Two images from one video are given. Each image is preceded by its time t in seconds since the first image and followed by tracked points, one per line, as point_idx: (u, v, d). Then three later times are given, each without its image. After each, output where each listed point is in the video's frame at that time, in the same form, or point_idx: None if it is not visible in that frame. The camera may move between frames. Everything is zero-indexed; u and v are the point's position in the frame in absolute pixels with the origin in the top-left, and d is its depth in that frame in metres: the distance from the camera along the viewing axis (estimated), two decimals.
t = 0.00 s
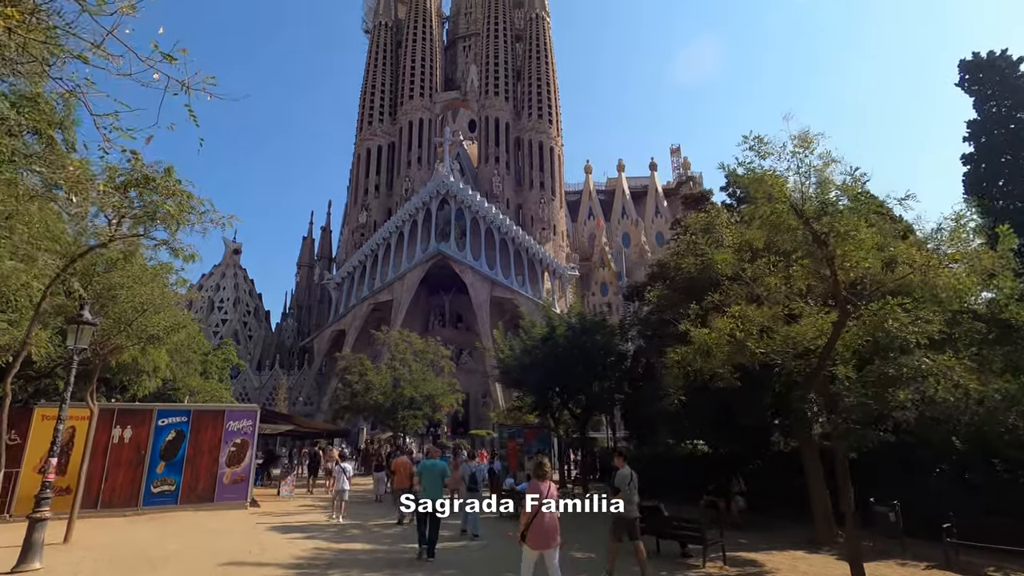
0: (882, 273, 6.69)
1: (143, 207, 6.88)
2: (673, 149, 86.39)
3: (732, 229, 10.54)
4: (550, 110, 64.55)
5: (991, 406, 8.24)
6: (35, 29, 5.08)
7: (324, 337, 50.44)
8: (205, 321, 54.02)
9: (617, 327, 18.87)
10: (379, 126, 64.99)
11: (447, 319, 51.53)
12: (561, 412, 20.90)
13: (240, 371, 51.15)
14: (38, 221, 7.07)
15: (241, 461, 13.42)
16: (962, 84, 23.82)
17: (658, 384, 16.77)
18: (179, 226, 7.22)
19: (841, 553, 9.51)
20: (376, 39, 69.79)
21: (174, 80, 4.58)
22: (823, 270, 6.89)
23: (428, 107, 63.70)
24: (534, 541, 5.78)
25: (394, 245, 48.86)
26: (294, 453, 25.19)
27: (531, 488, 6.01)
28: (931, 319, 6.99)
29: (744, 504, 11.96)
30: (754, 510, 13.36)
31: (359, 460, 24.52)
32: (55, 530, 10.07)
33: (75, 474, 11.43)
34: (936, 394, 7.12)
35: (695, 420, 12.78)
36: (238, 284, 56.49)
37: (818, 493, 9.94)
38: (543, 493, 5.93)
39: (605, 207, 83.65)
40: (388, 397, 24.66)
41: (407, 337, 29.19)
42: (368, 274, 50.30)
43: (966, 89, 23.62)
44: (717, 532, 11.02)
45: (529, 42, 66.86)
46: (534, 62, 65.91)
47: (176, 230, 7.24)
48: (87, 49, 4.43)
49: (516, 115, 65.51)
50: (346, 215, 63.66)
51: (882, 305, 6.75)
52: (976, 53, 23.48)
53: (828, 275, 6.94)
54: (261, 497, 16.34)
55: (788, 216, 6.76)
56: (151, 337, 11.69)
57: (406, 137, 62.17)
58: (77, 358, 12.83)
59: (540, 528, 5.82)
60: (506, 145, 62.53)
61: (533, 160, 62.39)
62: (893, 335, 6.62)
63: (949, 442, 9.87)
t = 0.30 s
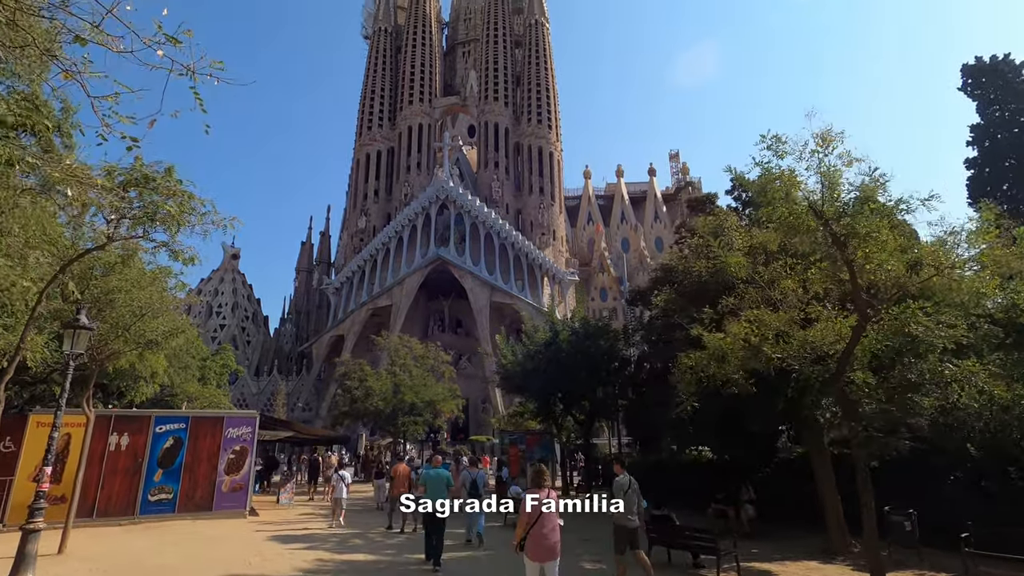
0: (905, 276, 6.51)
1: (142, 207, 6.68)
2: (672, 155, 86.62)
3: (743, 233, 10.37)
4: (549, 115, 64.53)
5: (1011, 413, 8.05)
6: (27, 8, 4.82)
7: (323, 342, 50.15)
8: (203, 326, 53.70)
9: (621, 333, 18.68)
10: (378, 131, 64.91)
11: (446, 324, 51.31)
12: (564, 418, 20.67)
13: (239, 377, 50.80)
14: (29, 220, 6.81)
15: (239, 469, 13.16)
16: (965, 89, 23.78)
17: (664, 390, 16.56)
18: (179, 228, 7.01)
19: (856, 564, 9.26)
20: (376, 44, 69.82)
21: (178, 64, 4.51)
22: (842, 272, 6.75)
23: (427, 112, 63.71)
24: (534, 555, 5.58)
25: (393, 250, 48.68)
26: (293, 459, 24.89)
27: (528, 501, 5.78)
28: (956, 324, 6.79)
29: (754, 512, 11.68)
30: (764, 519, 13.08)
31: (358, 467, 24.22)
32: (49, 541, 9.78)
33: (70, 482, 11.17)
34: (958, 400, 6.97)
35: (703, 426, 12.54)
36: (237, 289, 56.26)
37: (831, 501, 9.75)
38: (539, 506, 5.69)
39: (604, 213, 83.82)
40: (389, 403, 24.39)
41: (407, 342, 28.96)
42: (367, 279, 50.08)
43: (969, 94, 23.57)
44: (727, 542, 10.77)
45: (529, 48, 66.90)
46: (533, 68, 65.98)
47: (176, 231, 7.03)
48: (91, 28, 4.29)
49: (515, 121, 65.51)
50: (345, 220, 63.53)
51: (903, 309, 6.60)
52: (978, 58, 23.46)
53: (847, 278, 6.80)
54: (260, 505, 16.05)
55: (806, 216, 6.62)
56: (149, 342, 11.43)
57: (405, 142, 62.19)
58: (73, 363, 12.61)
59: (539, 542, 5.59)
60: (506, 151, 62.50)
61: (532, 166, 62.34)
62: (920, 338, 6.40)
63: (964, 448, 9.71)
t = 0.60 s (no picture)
0: (928, 277, 6.39)
1: (148, 206, 6.56)
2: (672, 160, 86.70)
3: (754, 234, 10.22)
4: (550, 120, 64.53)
5: None
6: None
7: (324, 347, 49.93)
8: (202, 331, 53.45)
9: (626, 337, 18.52)
10: (379, 136, 64.92)
11: (446, 329, 51.14)
12: (569, 423, 20.48)
13: (239, 382, 50.53)
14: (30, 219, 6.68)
15: (242, 475, 12.97)
16: (968, 92, 23.74)
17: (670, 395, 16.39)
18: (184, 229, 6.87)
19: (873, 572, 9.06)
20: (376, 50, 69.89)
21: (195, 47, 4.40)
22: (862, 273, 6.72)
23: (427, 117, 63.75)
24: (544, 564, 5.30)
25: (393, 255, 48.52)
26: (294, 465, 24.65)
27: (536, 508, 5.49)
28: (980, 326, 6.63)
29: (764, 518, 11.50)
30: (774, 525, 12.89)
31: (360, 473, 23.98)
32: (48, 549, 9.58)
33: (70, 488, 10.98)
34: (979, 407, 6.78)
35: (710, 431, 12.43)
36: (236, 294, 56.07)
37: (845, 506, 9.59)
38: (547, 512, 5.40)
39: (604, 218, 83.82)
40: (391, 408, 24.17)
41: (409, 347, 28.78)
42: (368, 284, 49.94)
43: (973, 97, 23.52)
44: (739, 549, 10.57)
45: (529, 53, 66.97)
46: (533, 73, 66.05)
47: (181, 232, 6.89)
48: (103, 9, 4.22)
49: (516, 126, 65.53)
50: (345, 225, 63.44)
51: (924, 311, 6.67)
52: (981, 61, 23.39)
53: (865, 279, 6.82)
54: (262, 512, 15.82)
55: (828, 215, 6.53)
56: (150, 347, 11.28)
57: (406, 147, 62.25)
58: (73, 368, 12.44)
59: (549, 550, 5.32)
60: (506, 155, 62.48)
61: (532, 170, 62.34)
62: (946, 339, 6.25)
63: (980, 455, 9.41)
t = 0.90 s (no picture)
0: (951, 278, 6.23)
1: (152, 206, 6.43)
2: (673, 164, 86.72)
3: (766, 236, 10.07)
4: (550, 125, 64.51)
5: None
6: None
7: (325, 351, 49.78)
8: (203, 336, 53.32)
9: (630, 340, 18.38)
10: (380, 141, 65.00)
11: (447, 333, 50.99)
12: (574, 428, 20.28)
13: (240, 387, 50.37)
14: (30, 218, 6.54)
15: (244, 480, 12.78)
16: (974, 94, 23.60)
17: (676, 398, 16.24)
18: (188, 230, 6.74)
19: None
20: (378, 55, 70.04)
21: (206, 28, 4.39)
22: (880, 274, 6.65)
23: (429, 122, 63.78)
24: (558, 571, 5.05)
25: (394, 259, 48.37)
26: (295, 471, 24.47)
27: (549, 513, 5.27)
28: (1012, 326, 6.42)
29: (775, 524, 11.31)
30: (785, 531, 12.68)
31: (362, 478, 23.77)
32: (47, 556, 9.40)
33: (70, 493, 10.83)
34: (1005, 407, 6.71)
35: (720, 435, 12.28)
36: (238, 298, 56.02)
37: (859, 512, 9.39)
38: (560, 518, 5.19)
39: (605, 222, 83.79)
40: (394, 412, 23.99)
41: (411, 351, 28.62)
42: (369, 288, 49.81)
43: (978, 100, 23.43)
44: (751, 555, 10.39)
45: (530, 58, 67.02)
46: (534, 78, 66.08)
47: (185, 232, 6.77)
48: None
49: (517, 130, 65.53)
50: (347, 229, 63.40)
51: (946, 311, 6.50)
52: (986, 63, 23.26)
53: (884, 280, 6.70)
54: (264, 518, 15.63)
55: (846, 214, 6.40)
56: (152, 350, 10.82)
57: (407, 152, 62.32)
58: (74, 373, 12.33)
59: (563, 556, 5.07)
60: (507, 160, 62.44)
61: (533, 174, 62.30)
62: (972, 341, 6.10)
63: (998, 459, 9.23)
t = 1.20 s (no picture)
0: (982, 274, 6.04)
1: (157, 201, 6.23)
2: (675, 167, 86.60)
3: (780, 234, 9.89)
4: (553, 128, 64.43)
5: None
6: None
7: (327, 355, 49.62)
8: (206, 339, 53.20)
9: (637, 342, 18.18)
10: (383, 144, 65.00)
11: (450, 336, 50.79)
12: (580, 431, 20.06)
13: (242, 391, 50.21)
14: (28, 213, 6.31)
15: (248, 484, 12.57)
16: (981, 94, 23.41)
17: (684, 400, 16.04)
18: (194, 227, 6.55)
19: None
20: (380, 58, 70.07)
21: None
22: (907, 270, 6.46)
23: (431, 125, 63.76)
24: None
25: (397, 261, 48.15)
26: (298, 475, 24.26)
27: (567, 514, 5.07)
28: None
29: (789, 529, 11.08)
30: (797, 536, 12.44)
31: (366, 482, 23.54)
32: (47, 561, 9.19)
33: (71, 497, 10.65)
34: None
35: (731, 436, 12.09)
36: (240, 302, 55.91)
37: (877, 516, 9.17)
38: (580, 520, 4.99)
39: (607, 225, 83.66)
40: (398, 415, 23.80)
41: (415, 354, 28.43)
42: (371, 291, 49.65)
43: (986, 100, 23.25)
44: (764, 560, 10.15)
45: (532, 61, 67.02)
46: (537, 81, 66.05)
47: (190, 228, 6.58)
48: None
49: (519, 133, 65.46)
50: (349, 233, 63.32)
51: (973, 308, 6.31)
52: (994, 63, 23.08)
53: (910, 277, 6.51)
54: (268, 522, 15.43)
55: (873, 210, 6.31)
56: (156, 351, 10.67)
57: (410, 155, 62.29)
58: (77, 375, 12.17)
59: (582, 561, 4.87)
60: (510, 163, 62.36)
61: (536, 177, 62.18)
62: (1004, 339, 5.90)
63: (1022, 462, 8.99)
